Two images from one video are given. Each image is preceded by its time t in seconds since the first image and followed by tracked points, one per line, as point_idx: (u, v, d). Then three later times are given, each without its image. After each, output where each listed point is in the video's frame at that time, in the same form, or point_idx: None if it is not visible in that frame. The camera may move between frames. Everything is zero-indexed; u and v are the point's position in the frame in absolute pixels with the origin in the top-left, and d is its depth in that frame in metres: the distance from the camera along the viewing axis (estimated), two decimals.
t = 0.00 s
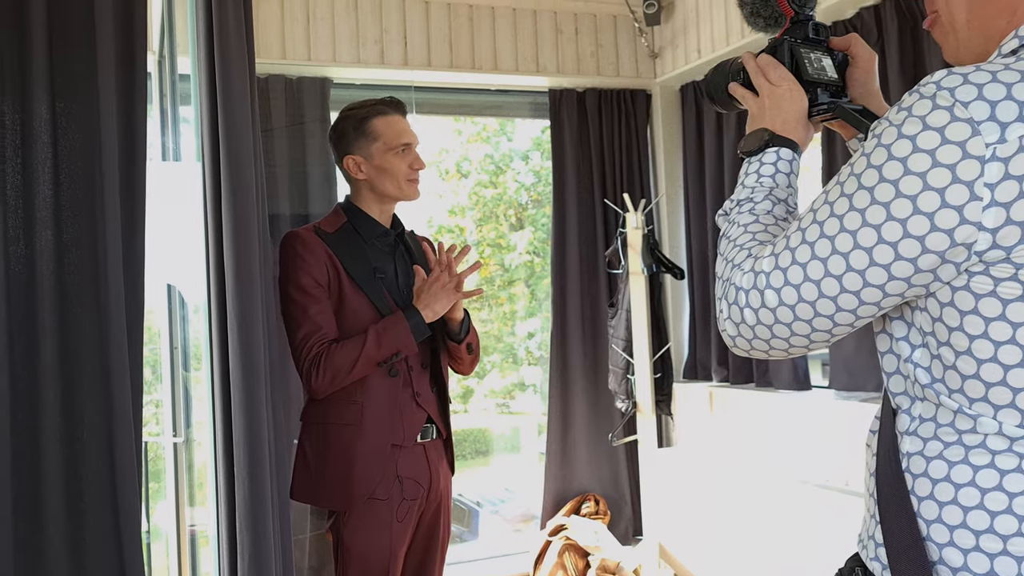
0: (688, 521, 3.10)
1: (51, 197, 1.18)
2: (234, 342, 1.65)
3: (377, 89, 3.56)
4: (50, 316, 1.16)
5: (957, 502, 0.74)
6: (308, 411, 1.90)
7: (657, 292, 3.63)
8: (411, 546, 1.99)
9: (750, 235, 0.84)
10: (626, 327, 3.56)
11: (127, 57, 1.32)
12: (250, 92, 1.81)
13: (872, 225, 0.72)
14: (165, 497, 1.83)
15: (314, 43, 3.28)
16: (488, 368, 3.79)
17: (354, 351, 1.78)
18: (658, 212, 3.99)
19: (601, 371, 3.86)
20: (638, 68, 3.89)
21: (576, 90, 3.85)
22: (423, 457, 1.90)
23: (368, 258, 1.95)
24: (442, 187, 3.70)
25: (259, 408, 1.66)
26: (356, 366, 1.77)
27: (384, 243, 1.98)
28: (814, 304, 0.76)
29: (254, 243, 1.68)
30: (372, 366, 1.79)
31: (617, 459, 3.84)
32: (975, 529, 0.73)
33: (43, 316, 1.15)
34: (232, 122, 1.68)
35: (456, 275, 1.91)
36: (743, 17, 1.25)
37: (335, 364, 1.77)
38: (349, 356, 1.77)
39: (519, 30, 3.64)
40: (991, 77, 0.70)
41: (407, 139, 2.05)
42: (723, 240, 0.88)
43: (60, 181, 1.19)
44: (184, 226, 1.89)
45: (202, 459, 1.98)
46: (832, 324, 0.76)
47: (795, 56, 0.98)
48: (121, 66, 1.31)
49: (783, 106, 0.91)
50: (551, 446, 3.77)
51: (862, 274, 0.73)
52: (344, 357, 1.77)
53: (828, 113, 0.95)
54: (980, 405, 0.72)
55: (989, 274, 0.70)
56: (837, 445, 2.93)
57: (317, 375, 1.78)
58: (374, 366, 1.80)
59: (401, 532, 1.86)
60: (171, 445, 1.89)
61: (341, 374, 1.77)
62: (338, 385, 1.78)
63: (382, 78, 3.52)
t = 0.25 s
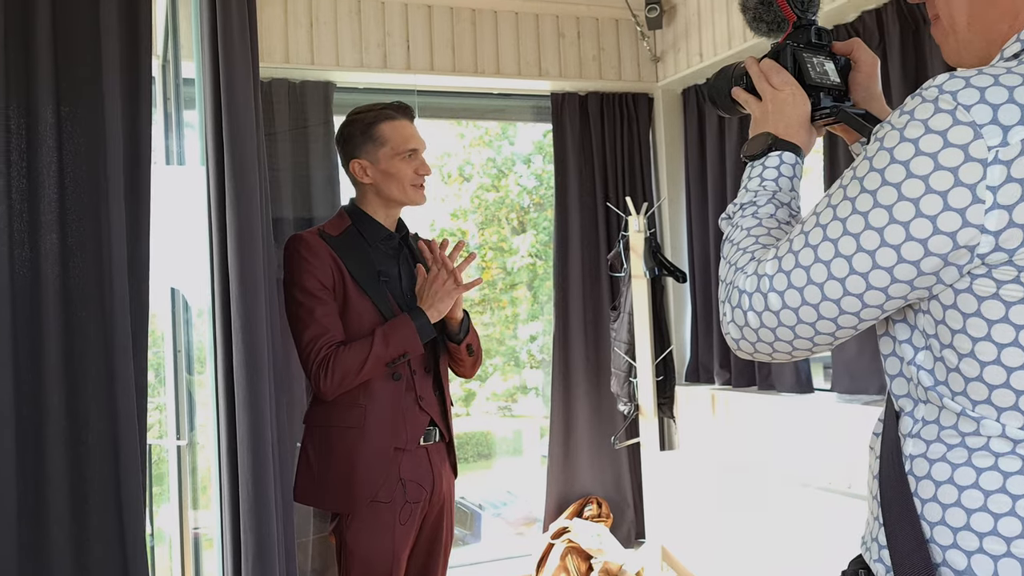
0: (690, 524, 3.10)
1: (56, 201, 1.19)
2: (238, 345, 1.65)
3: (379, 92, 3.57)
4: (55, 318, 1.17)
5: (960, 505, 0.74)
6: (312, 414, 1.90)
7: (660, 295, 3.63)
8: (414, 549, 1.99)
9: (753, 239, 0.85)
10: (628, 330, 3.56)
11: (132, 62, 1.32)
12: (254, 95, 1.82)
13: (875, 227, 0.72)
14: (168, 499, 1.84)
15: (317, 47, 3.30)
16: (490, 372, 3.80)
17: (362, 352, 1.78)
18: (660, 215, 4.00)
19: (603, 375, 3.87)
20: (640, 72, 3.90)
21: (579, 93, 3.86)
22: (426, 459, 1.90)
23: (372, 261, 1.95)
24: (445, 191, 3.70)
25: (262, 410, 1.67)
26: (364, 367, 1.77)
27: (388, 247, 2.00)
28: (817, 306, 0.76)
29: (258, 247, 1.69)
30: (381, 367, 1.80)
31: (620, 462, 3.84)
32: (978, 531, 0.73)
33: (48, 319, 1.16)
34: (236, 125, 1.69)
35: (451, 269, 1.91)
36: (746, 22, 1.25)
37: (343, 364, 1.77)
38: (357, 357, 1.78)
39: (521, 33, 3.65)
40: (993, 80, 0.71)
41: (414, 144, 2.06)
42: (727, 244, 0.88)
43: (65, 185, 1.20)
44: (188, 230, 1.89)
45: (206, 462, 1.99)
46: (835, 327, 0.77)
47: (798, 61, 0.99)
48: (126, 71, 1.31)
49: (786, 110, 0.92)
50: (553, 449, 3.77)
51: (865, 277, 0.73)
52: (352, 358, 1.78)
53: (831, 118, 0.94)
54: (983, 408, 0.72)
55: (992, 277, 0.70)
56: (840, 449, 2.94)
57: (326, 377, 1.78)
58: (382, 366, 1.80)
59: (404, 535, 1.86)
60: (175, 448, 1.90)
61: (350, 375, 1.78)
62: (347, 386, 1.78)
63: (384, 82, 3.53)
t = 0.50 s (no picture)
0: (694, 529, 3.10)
1: (62, 205, 1.20)
2: (243, 349, 1.66)
3: (383, 98, 3.58)
4: (60, 322, 1.17)
5: (965, 508, 0.75)
6: (316, 418, 1.91)
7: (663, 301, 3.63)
8: (417, 554, 1.99)
9: (757, 243, 0.85)
10: (631, 335, 3.56)
11: (137, 67, 1.32)
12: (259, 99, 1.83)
13: (879, 231, 0.73)
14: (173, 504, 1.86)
15: (321, 53, 3.31)
16: (494, 377, 3.80)
17: (366, 356, 1.79)
18: (663, 221, 4.00)
19: (606, 380, 3.87)
20: (643, 78, 3.91)
21: (582, 99, 3.87)
22: (429, 464, 1.91)
23: (377, 266, 1.96)
24: (448, 197, 3.71)
25: (267, 414, 1.67)
26: (368, 372, 1.78)
27: (394, 252, 2.00)
28: (821, 310, 0.76)
29: (263, 252, 1.69)
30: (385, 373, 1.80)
31: (623, 468, 3.84)
32: (983, 534, 0.73)
33: (53, 323, 1.16)
34: (241, 130, 1.70)
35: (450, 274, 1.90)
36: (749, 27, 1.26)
37: (347, 369, 1.77)
38: (361, 362, 1.78)
39: (525, 39, 3.67)
40: (996, 84, 0.71)
41: (416, 149, 2.06)
42: (731, 248, 0.88)
43: (71, 190, 1.21)
44: (194, 234, 1.90)
45: (211, 466, 2.01)
46: (839, 331, 0.77)
47: (801, 65, 0.99)
48: (132, 76, 1.31)
49: (790, 115, 0.92)
50: (556, 455, 3.77)
51: (869, 280, 0.73)
52: (356, 362, 1.78)
53: (835, 122, 0.96)
54: (987, 411, 0.72)
55: (996, 280, 0.71)
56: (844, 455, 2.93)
57: (329, 382, 1.78)
58: (386, 371, 1.81)
59: (407, 540, 1.86)
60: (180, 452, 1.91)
61: (354, 380, 1.78)
62: (350, 391, 1.78)
63: (388, 88, 3.55)
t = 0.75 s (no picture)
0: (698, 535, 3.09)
1: (68, 210, 1.20)
2: (248, 355, 1.66)
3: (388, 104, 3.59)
4: (67, 326, 1.18)
5: (970, 515, 0.74)
6: (320, 423, 1.91)
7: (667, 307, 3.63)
8: (422, 559, 1.99)
9: (761, 249, 0.85)
10: (636, 341, 3.56)
11: (144, 73, 1.33)
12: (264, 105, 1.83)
13: (883, 238, 0.73)
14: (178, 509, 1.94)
15: (326, 59, 3.32)
16: (498, 383, 3.80)
17: (367, 358, 1.79)
18: (668, 226, 4.00)
19: (611, 386, 3.86)
20: (648, 83, 3.92)
21: (586, 105, 3.88)
22: (433, 469, 1.91)
23: (379, 270, 1.97)
24: (452, 203, 3.72)
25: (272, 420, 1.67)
26: (369, 374, 1.78)
27: (396, 256, 2.01)
28: (826, 317, 0.76)
29: (268, 258, 1.70)
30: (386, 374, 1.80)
31: (627, 474, 3.83)
32: (989, 541, 0.73)
33: (60, 328, 1.17)
34: (247, 136, 1.70)
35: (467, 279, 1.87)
36: (753, 32, 1.26)
37: (348, 372, 1.78)
38: (362, 364, 1.78)
39: (529, 45, 3.68)
40: (1001, 91, 0.71)
41: (404, 157, 2.04)
42: (735, 254, 0.88)
43: (77, 195, 1.21)
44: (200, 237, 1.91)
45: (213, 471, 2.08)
46: (844, 338, 0.77)
47: (805, 71, 0.99)
48: (138, 81, 1.32)
49: (794, 121, 0.93)
50: (561, 460, 3.77)
51: (874, 288, 0.73)
52: (357, 364, 1.78)
53: (838, 127, 0.96)
54: (993, 418, 0.72)
55: (1001, 287, 0.71)
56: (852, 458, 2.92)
57: (331, 383, 1.79)
58: (387, 373, 1.81)
59: (412, 545, 1.86)
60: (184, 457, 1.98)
61: (354, 382, 1.78)
62: (351, 394, 1.79)
63: (393, 94, 3.56)
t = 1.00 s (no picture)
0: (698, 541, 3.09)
1: (69, 215, 1.21)
2: (248, 361, 1.66)
3: (389, 110, 3.60)
4: (67, 331, 1.18)
5: (968, 523, 0.74)
6: (318, 429, 1.91)
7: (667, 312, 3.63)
8: (421, 566, 1.98)
9: (761, 257, 0.85)
10: (636, 347, 3.56)
11: (145, 78, 1.33)
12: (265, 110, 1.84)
13: (882, 246, 0.73)
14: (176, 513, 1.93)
15: (327, 65, 3.33)
16: (499, 389, 3.80)
17: (359, 369, 1.78)
18: (668, 232, 4.01)
19: (611, 392, 3.86)
20: (648, 90, 3.93)
21: (587, 111, 3.89)
22: (431, 476, 1.90)
23: (377, 276, 1.97)
24: (453, 208, 3.72)
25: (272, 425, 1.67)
26: (361, 385, 1.77)
27: (395, 263, 2.01)
28: (826, 325, 0.76)
29: (269, 264, 1.70)
30: (378, 385, 1.79)
31: (628, 480, 3.83)
32: (988, 550, 0.73)
33: (61, 333, 1.17)
34: (248, 142, 1.71)
35: (466, 296, 1.85)
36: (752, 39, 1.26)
37: (341, 380, 1.78)
38: (354, 374, 1.78)
39: (530, 51, 3.69)
40: (999, 100, 0.71)
41: (402, 163, 2.06)
42: (735, 261, 0.89)
43: (79, 200, 1.22)
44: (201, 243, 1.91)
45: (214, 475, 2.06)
46: (844, 345, 0.77)
47: (804, 78, 0.99)
48: (140, 86, 1.32)
49: (793, 128, 0.93)
50: (561, 465, 3.77)
51: (873, 296, 0.74)
52: (350, 374, 1.78)
53: (837, 134, 0.96)
54: (992, 426, 0.72)
55: (999, 296, 0.71)
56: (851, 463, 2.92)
57: (323, 391, 1.80)
58: (380, 385, 1.80)
59: (408, 551, 1.86)
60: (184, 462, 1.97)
61: (346, 392, 1.78)
62: (343, 402, 1.79)
63: (394, 99, 3.56)
